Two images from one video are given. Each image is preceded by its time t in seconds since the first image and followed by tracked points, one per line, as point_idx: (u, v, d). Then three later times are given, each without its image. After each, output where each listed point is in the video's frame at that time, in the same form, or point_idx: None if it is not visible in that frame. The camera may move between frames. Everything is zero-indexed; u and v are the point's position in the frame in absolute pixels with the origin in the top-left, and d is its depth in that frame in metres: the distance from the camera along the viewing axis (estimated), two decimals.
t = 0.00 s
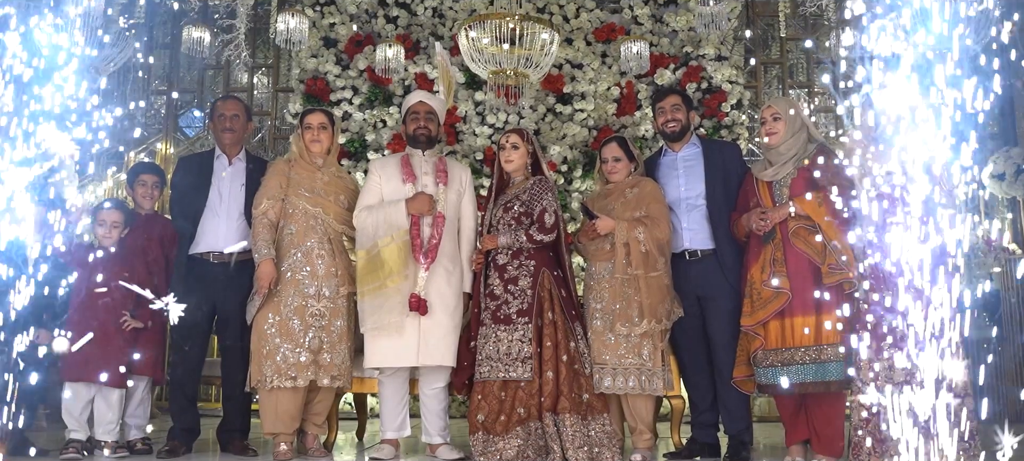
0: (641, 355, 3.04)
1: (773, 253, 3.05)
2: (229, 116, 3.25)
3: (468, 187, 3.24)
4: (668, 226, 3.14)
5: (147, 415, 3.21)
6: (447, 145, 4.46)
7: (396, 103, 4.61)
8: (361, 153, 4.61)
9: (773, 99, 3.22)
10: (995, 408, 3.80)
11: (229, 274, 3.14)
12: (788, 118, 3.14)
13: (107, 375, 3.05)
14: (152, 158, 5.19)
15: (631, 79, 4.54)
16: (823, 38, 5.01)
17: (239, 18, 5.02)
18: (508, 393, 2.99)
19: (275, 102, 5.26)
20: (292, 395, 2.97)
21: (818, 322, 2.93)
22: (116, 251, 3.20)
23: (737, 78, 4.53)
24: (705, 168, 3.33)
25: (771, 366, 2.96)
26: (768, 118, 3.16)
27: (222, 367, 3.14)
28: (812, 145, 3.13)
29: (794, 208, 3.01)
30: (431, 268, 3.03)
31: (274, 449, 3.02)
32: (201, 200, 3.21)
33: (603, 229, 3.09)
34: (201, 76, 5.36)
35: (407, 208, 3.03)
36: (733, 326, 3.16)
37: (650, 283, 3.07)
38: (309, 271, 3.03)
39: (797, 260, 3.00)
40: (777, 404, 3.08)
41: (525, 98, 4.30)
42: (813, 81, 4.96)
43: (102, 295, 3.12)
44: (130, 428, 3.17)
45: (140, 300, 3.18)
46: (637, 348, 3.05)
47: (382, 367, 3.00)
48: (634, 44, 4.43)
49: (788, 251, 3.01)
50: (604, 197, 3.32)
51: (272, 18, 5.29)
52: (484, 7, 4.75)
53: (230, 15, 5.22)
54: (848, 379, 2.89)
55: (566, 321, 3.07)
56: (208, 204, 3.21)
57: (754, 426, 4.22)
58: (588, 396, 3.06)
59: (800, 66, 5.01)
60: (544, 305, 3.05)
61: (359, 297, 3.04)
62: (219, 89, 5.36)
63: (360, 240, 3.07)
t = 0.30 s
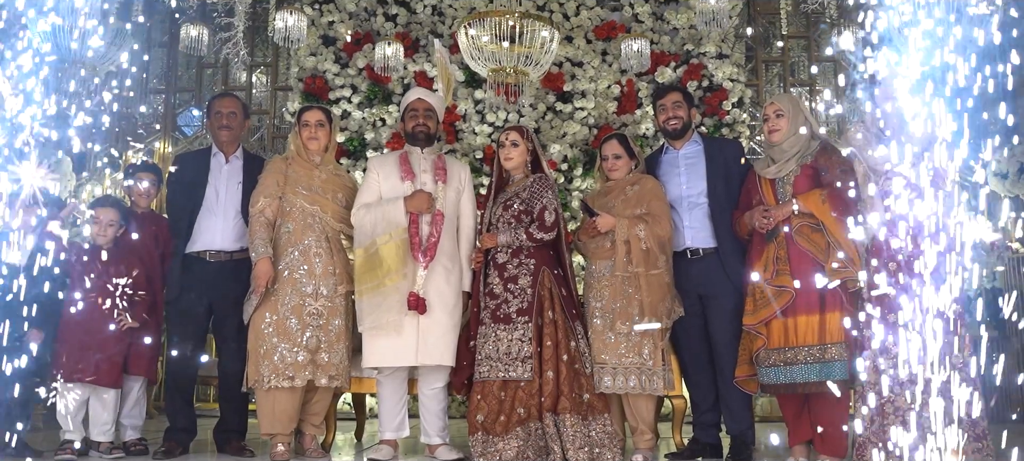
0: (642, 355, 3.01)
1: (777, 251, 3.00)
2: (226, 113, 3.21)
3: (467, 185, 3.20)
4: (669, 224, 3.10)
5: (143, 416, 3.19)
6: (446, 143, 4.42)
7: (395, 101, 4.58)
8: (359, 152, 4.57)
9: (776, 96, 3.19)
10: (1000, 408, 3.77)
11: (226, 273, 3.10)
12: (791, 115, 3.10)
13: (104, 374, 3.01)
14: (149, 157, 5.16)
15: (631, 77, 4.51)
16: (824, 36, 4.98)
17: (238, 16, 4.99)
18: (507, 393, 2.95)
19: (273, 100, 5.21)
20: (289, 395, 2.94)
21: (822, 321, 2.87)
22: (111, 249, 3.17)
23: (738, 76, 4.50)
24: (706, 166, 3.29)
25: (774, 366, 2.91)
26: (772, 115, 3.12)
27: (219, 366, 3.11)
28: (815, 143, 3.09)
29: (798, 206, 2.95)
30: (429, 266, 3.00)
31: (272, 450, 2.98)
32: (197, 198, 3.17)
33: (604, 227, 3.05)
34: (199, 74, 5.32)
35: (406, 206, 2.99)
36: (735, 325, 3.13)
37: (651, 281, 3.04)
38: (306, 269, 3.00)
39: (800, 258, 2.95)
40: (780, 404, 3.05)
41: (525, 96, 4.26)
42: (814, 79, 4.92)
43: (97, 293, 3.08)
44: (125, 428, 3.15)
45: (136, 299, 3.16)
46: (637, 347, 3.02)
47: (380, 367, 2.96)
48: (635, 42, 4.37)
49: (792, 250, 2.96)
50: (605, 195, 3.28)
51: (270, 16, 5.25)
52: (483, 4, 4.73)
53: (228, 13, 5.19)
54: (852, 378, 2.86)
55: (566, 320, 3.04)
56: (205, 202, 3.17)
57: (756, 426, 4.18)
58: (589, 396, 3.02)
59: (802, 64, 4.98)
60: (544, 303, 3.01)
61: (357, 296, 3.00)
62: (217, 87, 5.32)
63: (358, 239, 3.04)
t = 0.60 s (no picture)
0: (642, 354, 2.97)
1: (779, 250, 2.98)
2: (224, 110, 3.18)
3: (467, 183, 3.17)
4: (671, 221, 3.06)
5: (139, 415, 3.17)
6: (446, 141, 4.38)
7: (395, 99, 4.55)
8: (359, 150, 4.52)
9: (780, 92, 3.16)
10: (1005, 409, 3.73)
11: (223, 271, 3.07)
12: (795, 112, 3.08)
13: (101, 375, 2.99)
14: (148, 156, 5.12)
15: (632, 75, 4.48)
16: (827, 34, 4.94)
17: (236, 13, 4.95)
18: (507, 393, 2.92)
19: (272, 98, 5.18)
20: (287, 395, 2.91)
21: (826, 320, 2.84)
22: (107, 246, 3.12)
23: (740, 74, 4.46)
24: (709, 164, 3.26)
25: (777, 366, 2.89)
26: (775, 111, 3.10)
27: (216, 366, 3.07)
28: (819, 140, 3.07)
29: (801, 204, 2.93)
30: (428, 265, 2.96)
31: (270, 450, 2.95)
32: (194, 196, 3.14)
33: (605, 224, 3.02)
34: (198, 72, 5.29)
35: (405, 204, 2.96)
36: (738, 324, 3.09)
37: (653, 279, 3.00)
38: (304, 268, 2.97)
39: (804, 256, 2.92)
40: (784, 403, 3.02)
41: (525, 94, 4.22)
42: (817, 78, 4.89)
43: (93, 292, 3.04)
44: (121, 428, 3.12)
45: (131, 297, 3.12)
46: (638, 346, 2.98)
47: (379, 366, 2.93)
48: (636, 40, 4.34)
49: (794, 248, 2.94)
50: (606, 192, 3.25)
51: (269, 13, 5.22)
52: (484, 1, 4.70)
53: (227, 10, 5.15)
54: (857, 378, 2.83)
55: (567, 319, 3.01)
56: (202, 200, 3.14)
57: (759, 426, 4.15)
58: (590, 396, 2.98)
59: (804, 63, 4.94)
60: (545, 302, 2.98)
61: (356, 294, 2.97)
62: (216, 85, 5.29)
63: (356, 237, 3.01)
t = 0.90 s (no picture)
0: (644, 353, 2.94)
1: (783, 248, 2.94)
2: (221, 107, 3.15)
3: (467, 181, 3.14)
4: (673, 219, 3.03)
5: (136, 416, 3.13)
6: (447, 140, 4.34)
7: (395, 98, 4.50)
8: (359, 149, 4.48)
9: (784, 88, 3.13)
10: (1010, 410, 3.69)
11: (221, 270, 3.04)
12: (800, 108, 3.04)
13: (95, 373, 2.95)
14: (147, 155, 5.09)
15: (634, 72, 4.44)
16: (829, 32, 4.90)
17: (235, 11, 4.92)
18: (508, 393, 2.89)
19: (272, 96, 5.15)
20: (285, 395, 2.87)
21: (830, 319, 2.83)
22: (103, 245, 3.11)
23: (742, 71, 4.43)
24: (713, 161, 3.22)
25: (781, 365, 2.87)
26: (780, 107, 3.06)
27: (214, 365, 3.04)
28: (823, 137, 3.04)
29: (805, 201, 2.91)
30: (428, 263, 2.93)
31: (268, 450, 2.92)
32: (192, 194, 3.11)
33: (607, 222, 2.98)
34: (197, 70, 5.25)
35: (404, 202, 2.92)
36: (742, 324, 3.05)
37: (655, 278, 2.97)
38: (302, 266, 2.93)
39: (808, 255, 2.90)
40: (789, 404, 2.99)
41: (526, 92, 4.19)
42: (820, 76, 4.85)
43: (88, 290, 3.02)
44: (118, 429, 3.09)
45: (127, 296, 3.10)
46: (640, 345, 2.95)
47: (378, 366, 2.89)
48: (638, 37, 4.32)
49: (799, 246, 2.92)
50: (608, 190, 3.21)
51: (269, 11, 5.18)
52: None
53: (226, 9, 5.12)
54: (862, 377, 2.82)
55: (569, 318, 2.97)
56: (199, 197, 3.11)
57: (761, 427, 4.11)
58: (591, 396, 2.94)
59: (806, 60, 4.90)
60: (546, 301, 2.95)
61: (356, 293, 2.95)
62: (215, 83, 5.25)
63: (355, 235, 2.98)
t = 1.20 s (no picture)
0: (646, 353, 2.91)
1: (787, 246, 2.90)
2: (218, 104, 3.11)
3: (466, 178, 3.10)
4: (675, 216, 2.99)
5: (132, 416, 3.11)
6: (446, 137, 4.30)
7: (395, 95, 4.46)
8: (358, 147, 4.44)
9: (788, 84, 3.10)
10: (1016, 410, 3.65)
11: (217, 268, 3.00)
12: (804, 104, 3.01)
13: (90, 373, 2.92)
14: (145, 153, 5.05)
15: (635, 70, 4.40)
16: (832, 29, 4.86)
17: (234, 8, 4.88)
18: (508, 393, 2.85)
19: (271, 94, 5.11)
20: (282, 394, 2.84)
21: (835, 317, 2.79)
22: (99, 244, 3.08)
23: (744, 69, 4.40)
24: (715, 158, 3.18)
25: (785, 365, 2.82)
26: (784, 103, 3.03)
27: (210, 364, 3.01)
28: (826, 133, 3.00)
29: (808, 198, 2.86)
30: (426, 262, 2.89)
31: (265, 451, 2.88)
32: (187, 190, 3.07)
33: (608, 219, 2.94)
34: (196, 67, 5.21)
35: (402, 200, 2.88)
36: (744, 322, 3.02)
37: (656, 276, 2.94)
38: (300, 264, 2.90)
39: (812, 253, 2.86)
40: (791, 403, 2.95)
41: (527, 90, 4.16)
42: (822, 73, 4.81)
43: (83, 289, 2.99)
44: (113, 429, 3.07)
45: (122, 296, 3.08)
46: (642, 345, 2.92)
47: (377, 366, 2.86)
48: (638, 33, 4.31)
49: (802, 244, 2.88)
50: (609, 187, 3.18)
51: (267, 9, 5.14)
52: None
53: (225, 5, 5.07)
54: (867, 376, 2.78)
55: (569, 317, 2.93)
56: (196, 194, 3.07)
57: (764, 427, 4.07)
58: (593, 396, 2.90)
59: (809, 58, 4.86)
60: (546, 300, 2.91)
61: (353, 292, 2.91)
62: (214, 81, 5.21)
63: (353, 233, 2.94)
